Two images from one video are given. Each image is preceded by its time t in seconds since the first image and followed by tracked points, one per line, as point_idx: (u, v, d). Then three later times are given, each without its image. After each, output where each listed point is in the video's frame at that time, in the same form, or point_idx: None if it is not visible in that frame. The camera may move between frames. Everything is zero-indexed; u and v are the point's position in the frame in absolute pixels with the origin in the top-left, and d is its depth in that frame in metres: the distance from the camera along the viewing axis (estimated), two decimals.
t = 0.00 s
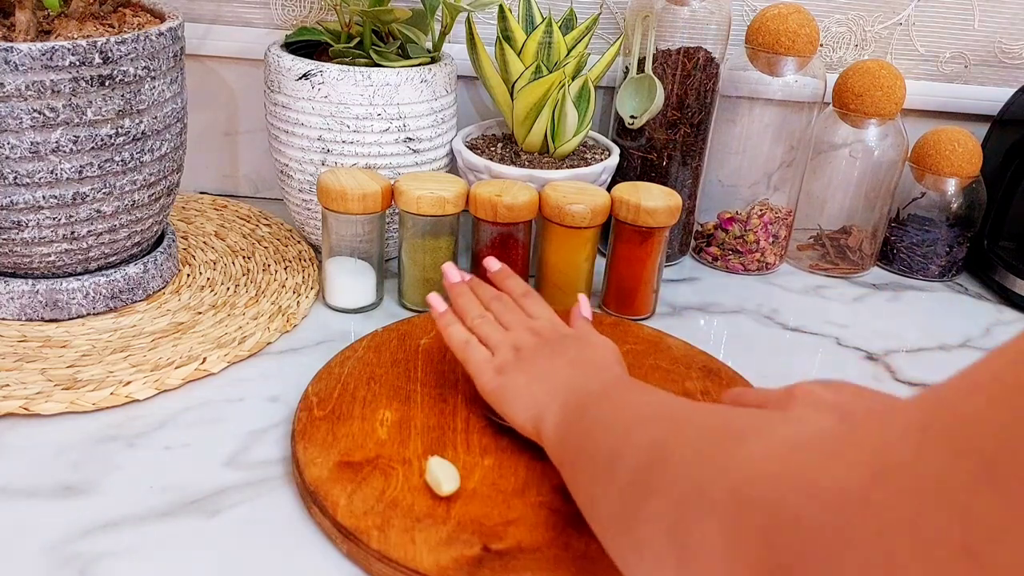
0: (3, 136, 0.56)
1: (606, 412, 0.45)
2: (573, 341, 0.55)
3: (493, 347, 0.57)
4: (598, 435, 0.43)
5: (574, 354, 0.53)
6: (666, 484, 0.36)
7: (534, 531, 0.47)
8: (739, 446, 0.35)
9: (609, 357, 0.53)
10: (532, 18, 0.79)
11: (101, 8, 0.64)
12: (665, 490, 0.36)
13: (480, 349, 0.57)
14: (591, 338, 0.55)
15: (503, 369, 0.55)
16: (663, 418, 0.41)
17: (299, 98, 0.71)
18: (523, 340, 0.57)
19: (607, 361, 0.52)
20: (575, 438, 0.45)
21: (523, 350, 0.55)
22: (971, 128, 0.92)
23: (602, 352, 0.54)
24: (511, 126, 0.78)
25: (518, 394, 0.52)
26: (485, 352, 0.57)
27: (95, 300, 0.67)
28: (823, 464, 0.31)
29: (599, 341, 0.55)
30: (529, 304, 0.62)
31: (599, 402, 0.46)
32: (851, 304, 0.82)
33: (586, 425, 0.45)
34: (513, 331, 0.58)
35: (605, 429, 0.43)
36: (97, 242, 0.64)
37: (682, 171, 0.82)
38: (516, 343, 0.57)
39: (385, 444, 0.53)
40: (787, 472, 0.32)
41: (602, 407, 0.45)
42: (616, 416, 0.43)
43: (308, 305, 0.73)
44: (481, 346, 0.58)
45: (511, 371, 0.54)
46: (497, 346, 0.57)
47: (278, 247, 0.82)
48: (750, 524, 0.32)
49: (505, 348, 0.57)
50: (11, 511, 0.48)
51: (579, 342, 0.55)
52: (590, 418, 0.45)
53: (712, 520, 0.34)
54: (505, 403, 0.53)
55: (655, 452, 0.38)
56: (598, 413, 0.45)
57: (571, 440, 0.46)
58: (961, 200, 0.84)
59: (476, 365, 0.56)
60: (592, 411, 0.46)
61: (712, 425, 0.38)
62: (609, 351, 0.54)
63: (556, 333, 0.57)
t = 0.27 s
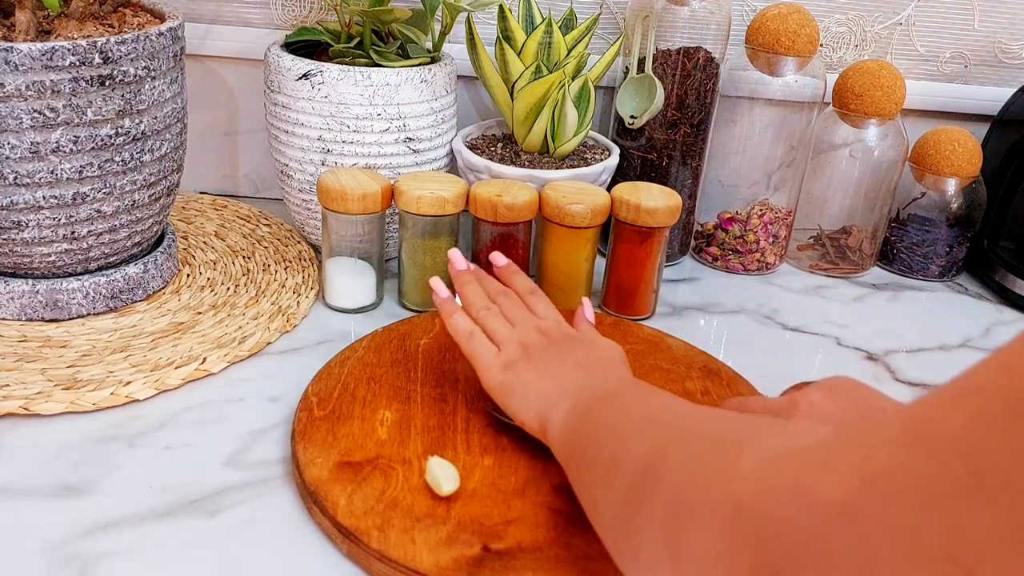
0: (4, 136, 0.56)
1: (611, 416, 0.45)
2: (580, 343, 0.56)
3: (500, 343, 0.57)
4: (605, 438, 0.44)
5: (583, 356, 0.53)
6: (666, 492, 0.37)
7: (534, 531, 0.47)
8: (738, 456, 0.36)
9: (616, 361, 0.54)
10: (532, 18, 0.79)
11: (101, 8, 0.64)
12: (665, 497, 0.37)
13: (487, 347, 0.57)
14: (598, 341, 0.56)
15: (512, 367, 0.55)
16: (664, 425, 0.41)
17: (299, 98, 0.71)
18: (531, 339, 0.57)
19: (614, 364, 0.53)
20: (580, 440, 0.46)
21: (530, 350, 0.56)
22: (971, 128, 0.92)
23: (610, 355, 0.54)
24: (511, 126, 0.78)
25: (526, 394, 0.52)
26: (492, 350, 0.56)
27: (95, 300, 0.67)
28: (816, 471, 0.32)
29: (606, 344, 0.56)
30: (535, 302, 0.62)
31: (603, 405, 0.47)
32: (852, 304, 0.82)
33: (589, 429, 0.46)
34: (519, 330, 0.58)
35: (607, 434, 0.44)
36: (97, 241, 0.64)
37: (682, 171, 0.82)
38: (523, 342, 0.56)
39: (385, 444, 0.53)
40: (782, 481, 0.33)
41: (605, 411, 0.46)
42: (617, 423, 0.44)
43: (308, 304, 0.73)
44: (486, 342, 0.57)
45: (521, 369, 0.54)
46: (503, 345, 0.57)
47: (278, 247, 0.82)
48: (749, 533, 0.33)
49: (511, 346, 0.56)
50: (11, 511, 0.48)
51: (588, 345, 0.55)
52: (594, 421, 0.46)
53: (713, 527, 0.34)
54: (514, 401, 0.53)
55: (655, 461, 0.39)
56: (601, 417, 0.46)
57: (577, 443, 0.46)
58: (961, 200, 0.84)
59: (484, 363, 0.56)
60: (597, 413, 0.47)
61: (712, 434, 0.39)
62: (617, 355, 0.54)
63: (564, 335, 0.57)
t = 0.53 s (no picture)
0: (4, 136, 0.56)
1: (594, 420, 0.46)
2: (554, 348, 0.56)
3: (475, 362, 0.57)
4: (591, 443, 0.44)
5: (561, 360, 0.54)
6: (656, 495, 0.38)
7: (535, 531, 0.47)
8: (729, 460, 0.37)
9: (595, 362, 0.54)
10: (532, 18, 0.79)
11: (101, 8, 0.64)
12: (656, 498, 0.38)
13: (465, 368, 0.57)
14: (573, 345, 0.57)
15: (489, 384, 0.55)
16: (650, 426, 0.42)
17: (299, 98, 0.71)
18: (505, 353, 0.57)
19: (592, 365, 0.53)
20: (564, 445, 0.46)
21: (511, 362, 0.56)
22: (971, 128, 0.92)
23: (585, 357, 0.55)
24: (511, 126, 0.78)
25: (506, 405, 0.53)
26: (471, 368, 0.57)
27: (95, 300, 0.67)
28: (814, 479, 0.33)
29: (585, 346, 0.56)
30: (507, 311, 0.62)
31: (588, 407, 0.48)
32: (852, 304, 0.82)
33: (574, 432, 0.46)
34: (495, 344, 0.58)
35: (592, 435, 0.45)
36: (97, 241, 0.64)
37: (682, 171, 0.82)
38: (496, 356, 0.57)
39: (385, 444, 0.53)
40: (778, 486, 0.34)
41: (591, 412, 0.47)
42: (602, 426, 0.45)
43: (308, 304, 0.73)
44: (462, 363, 0.57)
45: (498, 385, 0.54)
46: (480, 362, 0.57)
47: (278, 247, 0.82)
48: (743, 536, 0.33)
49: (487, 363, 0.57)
50: (11, 511, 0.48)
51: (560, 349, 0.56)
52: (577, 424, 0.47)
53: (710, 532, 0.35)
54: (495, 415, 0.53)
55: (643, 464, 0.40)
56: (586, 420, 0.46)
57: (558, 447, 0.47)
58: (961, 200, 0.84)
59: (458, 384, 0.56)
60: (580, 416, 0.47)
61: (698, 436, 0.40)
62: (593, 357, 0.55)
63: (541, 341, 0.58)
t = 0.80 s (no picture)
0: (4, 136, 0.56)
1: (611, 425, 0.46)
2: (560, 355, 0.56)
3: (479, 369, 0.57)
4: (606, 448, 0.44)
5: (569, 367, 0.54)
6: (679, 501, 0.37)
7: (537, 532, 0.47)
8: (746, 473, 0.36)
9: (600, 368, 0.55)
10: (532, 18, 0.79)
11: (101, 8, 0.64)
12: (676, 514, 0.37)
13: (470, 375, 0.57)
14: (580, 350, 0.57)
15: (495, 391, 0.55)
16: (660, 438, 0.42)
17: (299, 98, 0.71)
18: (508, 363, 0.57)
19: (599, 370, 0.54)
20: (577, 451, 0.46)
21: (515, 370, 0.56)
22: (971, 128, 0.92)
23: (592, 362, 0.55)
24: (511, 126, 0.78)
25: (513, 411, 0.53)
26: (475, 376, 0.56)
27: (95, 300, 0.67)
28: (838, 488, 0.32)
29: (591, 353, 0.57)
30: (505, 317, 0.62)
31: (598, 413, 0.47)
32: (852, 304, 0.82)
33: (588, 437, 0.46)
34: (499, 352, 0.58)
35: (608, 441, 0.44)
36: (97, 241, 0.64)
37: (682, 171, 0.82)
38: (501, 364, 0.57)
39: (387, 444, 0.53)
40: (806, 491, 0.33)
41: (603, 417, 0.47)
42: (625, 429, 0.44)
43: (308, 305, 0.73)
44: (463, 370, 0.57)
45: (505, 392, 0.54)
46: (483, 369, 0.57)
47: (278, 247, 0.82)
48: (769, 551, 0.33)
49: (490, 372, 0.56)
50: (11, 511, 0.48)
51: (567, 356, 0.56)
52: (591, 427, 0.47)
53: (733, 546, 0.34)
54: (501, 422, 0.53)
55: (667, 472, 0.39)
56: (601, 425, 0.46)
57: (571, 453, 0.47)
58: (961, 200, 0.84)
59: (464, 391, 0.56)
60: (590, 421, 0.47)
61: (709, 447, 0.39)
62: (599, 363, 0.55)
63: (545, 348, 0.58)
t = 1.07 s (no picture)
0: (4, 136, 0.56)
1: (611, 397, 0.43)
2: (543, 315, 0.52)
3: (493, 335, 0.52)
4: (611, 426, 0.41)
5: (562, 329, 0.51)
6: (691, 484, 0.36)
7: (537, 531, 0.47)
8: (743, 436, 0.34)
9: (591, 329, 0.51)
10: (532, 18, 0.79)
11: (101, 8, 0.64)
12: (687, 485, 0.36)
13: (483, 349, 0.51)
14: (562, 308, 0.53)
15: (514, 368, 0.49)
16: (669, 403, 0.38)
17: (299, 98, 0.71)
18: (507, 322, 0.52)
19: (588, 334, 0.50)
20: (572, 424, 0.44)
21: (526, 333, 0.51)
22: (971, 128, 0.92)
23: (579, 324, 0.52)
24: (511, 126, 0.78)
25: (539, 400, 0.46)
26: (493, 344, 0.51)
27: (95, 300, 0.67)
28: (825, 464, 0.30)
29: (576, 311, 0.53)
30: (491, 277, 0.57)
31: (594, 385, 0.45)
32: (852, 304, 0.82)
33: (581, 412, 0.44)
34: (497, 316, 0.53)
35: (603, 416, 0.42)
36: (97, 242, 0.64)
37: (682, 171, 0.82)
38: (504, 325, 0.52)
39: (387, 444, 0.53)
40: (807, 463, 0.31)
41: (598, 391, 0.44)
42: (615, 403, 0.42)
43: (308, 305, 0.73)
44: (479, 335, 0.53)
45: (525, 371, 0.48)
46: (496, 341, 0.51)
47: (278, 247, 0.82)
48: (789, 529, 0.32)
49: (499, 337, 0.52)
50: (11, 511, 0.48)
51: (559, 318, 0.52)
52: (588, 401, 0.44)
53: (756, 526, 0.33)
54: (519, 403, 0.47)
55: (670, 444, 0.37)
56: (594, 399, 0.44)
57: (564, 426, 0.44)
58: (961, 200, 0.84)
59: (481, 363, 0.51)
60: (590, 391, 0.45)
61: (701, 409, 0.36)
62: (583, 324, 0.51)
63: (532, 301, 0.54)
